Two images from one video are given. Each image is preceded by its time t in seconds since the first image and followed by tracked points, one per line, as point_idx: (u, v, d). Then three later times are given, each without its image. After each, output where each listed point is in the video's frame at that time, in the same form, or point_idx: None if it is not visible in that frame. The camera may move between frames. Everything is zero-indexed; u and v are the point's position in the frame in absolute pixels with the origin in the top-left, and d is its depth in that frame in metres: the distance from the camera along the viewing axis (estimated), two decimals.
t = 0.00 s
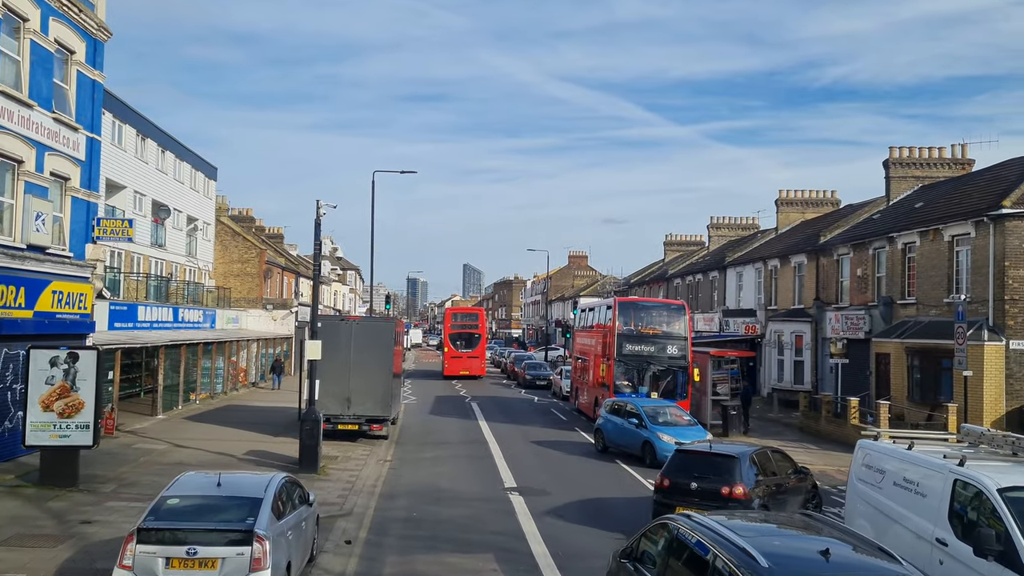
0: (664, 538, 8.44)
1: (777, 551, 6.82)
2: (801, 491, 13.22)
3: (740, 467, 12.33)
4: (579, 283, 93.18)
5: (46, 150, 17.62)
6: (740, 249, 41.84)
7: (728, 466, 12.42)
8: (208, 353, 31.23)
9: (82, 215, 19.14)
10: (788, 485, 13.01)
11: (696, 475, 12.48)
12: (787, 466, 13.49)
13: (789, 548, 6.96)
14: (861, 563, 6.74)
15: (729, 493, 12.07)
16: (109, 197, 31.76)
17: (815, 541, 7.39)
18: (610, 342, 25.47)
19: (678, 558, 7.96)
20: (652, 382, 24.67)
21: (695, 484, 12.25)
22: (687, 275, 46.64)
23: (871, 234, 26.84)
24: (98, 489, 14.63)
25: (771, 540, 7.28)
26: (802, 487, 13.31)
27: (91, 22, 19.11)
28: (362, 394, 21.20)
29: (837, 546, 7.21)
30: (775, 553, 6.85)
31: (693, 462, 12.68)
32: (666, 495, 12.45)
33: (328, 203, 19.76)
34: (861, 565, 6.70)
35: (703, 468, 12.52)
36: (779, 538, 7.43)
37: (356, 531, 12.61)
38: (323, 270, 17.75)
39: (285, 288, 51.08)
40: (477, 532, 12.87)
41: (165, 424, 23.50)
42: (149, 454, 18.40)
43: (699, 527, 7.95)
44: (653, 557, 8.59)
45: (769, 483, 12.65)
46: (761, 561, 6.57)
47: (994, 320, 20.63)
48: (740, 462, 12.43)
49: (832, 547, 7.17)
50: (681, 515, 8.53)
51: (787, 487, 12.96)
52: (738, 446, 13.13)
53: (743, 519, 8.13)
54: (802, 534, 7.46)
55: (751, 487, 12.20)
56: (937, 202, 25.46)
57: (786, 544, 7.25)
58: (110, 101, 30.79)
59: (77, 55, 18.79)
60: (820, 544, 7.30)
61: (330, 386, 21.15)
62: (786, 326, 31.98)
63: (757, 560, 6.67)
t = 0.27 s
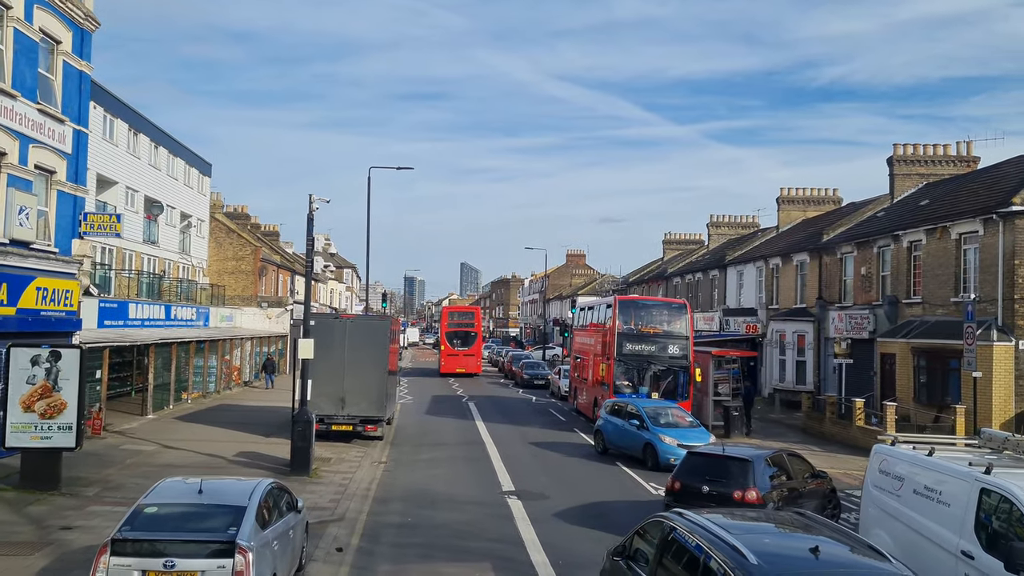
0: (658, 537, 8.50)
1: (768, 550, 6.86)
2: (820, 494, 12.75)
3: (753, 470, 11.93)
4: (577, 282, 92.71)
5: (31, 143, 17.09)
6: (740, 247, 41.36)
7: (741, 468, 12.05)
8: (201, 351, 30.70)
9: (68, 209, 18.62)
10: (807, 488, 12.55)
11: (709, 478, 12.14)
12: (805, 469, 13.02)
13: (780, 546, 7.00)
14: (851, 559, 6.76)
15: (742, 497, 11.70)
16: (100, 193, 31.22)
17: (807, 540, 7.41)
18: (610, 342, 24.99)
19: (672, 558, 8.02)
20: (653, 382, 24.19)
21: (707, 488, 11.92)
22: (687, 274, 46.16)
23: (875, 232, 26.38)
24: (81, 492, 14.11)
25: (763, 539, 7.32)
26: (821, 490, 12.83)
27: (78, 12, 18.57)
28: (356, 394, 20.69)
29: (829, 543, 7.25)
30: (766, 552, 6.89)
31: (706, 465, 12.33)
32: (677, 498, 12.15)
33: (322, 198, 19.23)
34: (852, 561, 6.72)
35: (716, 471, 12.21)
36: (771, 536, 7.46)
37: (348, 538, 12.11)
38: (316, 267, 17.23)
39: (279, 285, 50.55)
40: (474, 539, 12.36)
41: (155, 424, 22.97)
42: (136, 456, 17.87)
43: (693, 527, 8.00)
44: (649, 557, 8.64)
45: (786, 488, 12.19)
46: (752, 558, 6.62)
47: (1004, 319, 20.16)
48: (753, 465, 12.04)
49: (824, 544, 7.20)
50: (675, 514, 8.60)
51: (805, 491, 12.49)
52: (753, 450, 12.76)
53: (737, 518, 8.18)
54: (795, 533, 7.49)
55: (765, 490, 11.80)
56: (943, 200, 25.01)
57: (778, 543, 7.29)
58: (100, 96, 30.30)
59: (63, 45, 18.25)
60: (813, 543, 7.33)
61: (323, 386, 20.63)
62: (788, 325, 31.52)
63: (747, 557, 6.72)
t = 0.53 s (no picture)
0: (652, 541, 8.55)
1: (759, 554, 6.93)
2: (840, 502, 12.28)
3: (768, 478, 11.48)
4: (576, 282, 92.22)
5: (15, 139, 16.59)
6: (742, 247, 40.87)
7: (755, 477, 11.59)
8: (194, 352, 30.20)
9: (54, 207, 18.12)
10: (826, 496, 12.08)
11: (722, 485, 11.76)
12: (825, 475, 12.53)
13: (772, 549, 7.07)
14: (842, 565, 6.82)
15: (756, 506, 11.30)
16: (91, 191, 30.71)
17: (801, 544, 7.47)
18: (611, 343, 24.50)
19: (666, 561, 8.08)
20: (654, 384, 23.71)
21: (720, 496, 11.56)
22: (687, 274, 45.68)
23: (881, 231, 25.92)
24: (63, 500, 13.59)
25: (756, 543, 7.38)
26: (840, 497, 12.36)
27: (65, 4, 18.06)
28: (352, 397, 20.19)
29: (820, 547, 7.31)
30: (758, 555, 6.95)
31: (719, 470, 11.92)
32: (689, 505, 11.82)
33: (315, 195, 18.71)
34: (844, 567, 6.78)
35: (731, 478, 11.80)
36: (764, 541, 7.53)
37: (339, 549, 11.61)
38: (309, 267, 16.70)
39: (276, 285, 50.02)
40: (471, 550, 11.86)
41: (145, 427, 22.45)
42: (124, 460, 17.36)
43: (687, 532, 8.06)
44: (643, 562, 8.70)
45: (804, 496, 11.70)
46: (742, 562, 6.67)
47: (1015, 321, 19.67)
48: (768, 473, 11.56)
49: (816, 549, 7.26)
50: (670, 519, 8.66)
51: (824, 498, 12.02)
52: (769, 455, 12.28)
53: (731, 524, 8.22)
54: (787, 537, 7.54)
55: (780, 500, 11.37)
56: (950, 199, 24.54)
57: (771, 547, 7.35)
58: (92, 92, 29.74)
59: (49, 38, 17.75)
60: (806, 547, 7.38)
61: (317, 389, 20.12)
62: (791, 326, 31.04)
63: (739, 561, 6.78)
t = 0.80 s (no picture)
0: (651, 546, 8.55)
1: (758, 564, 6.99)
2: (865, 509, 11.80)
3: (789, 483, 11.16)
4: (576, 282, 91.74)
5: None
6: (744, 246, 40.36)
7: (775, 481, 11.28)
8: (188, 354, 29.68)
9: (40, 204, 17.62)
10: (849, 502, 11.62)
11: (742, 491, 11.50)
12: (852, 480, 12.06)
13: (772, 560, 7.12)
14: None
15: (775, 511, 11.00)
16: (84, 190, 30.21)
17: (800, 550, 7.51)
18: (612, 344, 24.00)
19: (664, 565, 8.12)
20: (657, 386, 23.22)
21: (739, 501, 11.32)
22: (689, 274, 45.20)
23: (887, 230, 25.44)
24: (46, 508, 13.08)
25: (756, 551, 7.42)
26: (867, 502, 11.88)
27: None
28: (347, 400, 19.67)
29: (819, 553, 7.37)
30: (758, 567, 7.00)
31: (741, 476, 11.66)
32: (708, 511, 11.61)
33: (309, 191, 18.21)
34: None
35: (751, 483, 11.51)
36: (764, 547, 7.57)
37: (331, 561, 11.11)
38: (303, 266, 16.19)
39: (273, 286, 49.49)
40: (469, 561, 11.33)
41: (136, 430, 21.94)
42: (111, 465, 16.84)
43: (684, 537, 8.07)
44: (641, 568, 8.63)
45: (826, 503, 11.32)
46: None
47: None
48: (789, 478, 11.24)
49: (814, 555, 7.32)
50: (667, 523, 8.66)
51: (847, 505, 11.57)
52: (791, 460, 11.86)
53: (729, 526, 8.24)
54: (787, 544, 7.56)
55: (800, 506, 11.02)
56: (959, 196, 24.06)
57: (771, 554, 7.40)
58: (83, 89, 29.24)
59: (35, 31, 17.26)
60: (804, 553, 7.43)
61: (311, 391, 19.60)
62: (795, 327, 30.56)
63: None
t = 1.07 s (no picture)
0: (652, 551, 7.95)
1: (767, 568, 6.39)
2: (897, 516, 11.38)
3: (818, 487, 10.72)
4: (576, 282, 91.27)
5: None
6: (748, 245, 39.84)
7: (804, 485, 10.84)
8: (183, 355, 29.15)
9: (26, 202, 17.13)
10: (879, 508, 11.22)
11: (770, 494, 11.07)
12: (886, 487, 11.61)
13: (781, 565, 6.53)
14: None
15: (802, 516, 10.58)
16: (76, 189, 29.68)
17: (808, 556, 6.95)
18: (615, 345, 23.47)
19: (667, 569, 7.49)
20: (661, 387, 22.71)
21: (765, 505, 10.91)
22: (691, 273, 44.68)
23: (896, 226, 24.92)
24: (28, 518, 12.55)
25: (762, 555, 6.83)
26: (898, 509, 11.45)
27: None
28: (344, 403, 19.13)
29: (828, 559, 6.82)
30: (763, 574, 6.41)
31: (769, 479, 11.23)
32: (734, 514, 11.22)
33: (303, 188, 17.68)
34: None
35: (779, 487, 11.05)
36: (770, 550, 7.00)
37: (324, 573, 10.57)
38: (297, 265, 15.65)
39: (270, 286, 48.97)
40: (469, 573, 10.77)
41: (128, 435, 21.40)
42: (99, 472, 16.29)
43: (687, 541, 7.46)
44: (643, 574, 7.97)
45: (857, 509, 10.90)
46: None
47: None
48: (819, 481, 10.79)
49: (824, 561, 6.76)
50: (668, 527, 8.06)
51: (878, 512, 11.13)
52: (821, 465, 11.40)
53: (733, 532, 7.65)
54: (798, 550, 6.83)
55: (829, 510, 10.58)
56: (969, 192, 23.54)
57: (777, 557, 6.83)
58: (75, 86, 28.70)
59: (20, 23, 16.73)
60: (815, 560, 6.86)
61: (307, 394, 19.05)
62: (801, 326, 30.05)
63: None
